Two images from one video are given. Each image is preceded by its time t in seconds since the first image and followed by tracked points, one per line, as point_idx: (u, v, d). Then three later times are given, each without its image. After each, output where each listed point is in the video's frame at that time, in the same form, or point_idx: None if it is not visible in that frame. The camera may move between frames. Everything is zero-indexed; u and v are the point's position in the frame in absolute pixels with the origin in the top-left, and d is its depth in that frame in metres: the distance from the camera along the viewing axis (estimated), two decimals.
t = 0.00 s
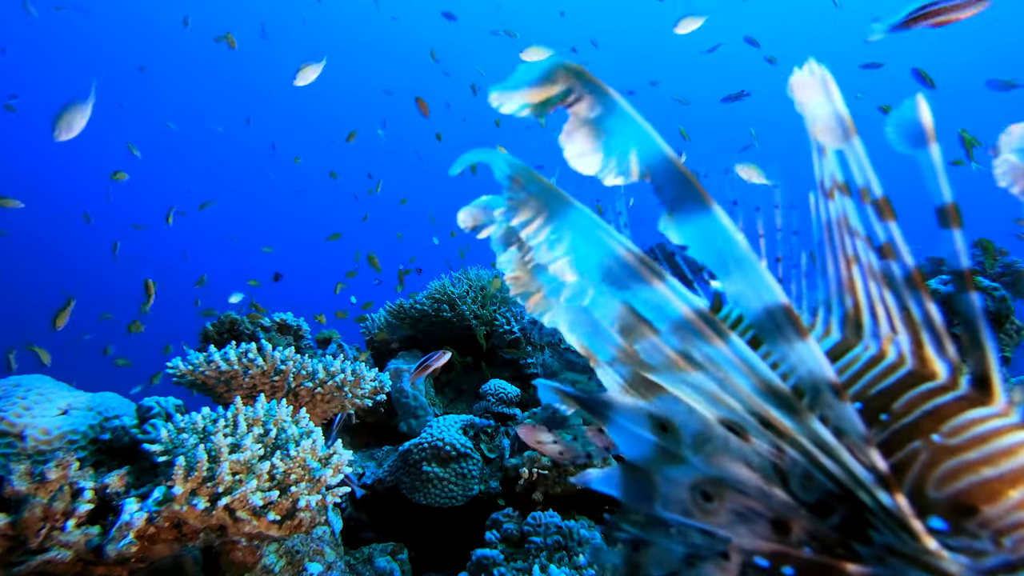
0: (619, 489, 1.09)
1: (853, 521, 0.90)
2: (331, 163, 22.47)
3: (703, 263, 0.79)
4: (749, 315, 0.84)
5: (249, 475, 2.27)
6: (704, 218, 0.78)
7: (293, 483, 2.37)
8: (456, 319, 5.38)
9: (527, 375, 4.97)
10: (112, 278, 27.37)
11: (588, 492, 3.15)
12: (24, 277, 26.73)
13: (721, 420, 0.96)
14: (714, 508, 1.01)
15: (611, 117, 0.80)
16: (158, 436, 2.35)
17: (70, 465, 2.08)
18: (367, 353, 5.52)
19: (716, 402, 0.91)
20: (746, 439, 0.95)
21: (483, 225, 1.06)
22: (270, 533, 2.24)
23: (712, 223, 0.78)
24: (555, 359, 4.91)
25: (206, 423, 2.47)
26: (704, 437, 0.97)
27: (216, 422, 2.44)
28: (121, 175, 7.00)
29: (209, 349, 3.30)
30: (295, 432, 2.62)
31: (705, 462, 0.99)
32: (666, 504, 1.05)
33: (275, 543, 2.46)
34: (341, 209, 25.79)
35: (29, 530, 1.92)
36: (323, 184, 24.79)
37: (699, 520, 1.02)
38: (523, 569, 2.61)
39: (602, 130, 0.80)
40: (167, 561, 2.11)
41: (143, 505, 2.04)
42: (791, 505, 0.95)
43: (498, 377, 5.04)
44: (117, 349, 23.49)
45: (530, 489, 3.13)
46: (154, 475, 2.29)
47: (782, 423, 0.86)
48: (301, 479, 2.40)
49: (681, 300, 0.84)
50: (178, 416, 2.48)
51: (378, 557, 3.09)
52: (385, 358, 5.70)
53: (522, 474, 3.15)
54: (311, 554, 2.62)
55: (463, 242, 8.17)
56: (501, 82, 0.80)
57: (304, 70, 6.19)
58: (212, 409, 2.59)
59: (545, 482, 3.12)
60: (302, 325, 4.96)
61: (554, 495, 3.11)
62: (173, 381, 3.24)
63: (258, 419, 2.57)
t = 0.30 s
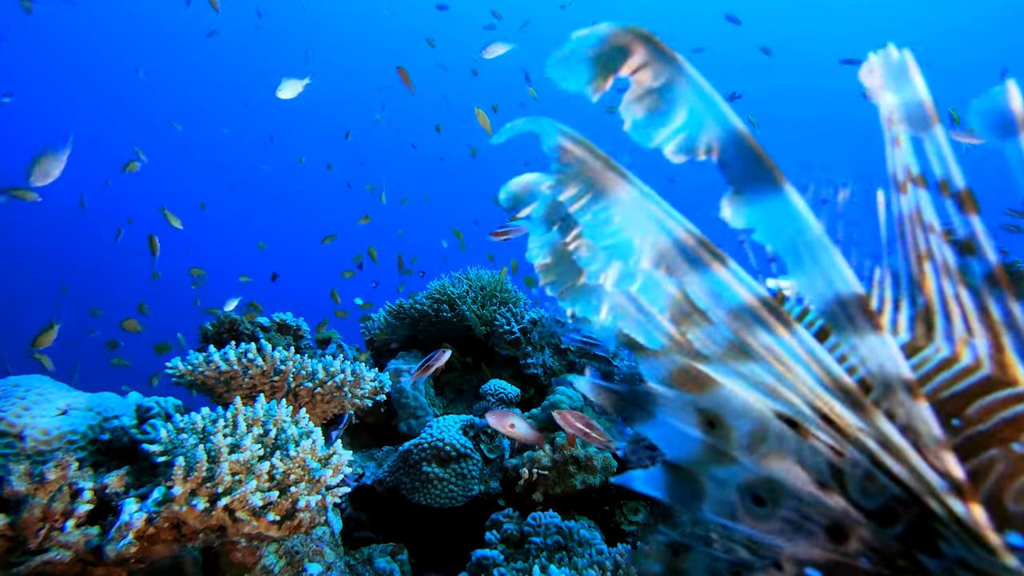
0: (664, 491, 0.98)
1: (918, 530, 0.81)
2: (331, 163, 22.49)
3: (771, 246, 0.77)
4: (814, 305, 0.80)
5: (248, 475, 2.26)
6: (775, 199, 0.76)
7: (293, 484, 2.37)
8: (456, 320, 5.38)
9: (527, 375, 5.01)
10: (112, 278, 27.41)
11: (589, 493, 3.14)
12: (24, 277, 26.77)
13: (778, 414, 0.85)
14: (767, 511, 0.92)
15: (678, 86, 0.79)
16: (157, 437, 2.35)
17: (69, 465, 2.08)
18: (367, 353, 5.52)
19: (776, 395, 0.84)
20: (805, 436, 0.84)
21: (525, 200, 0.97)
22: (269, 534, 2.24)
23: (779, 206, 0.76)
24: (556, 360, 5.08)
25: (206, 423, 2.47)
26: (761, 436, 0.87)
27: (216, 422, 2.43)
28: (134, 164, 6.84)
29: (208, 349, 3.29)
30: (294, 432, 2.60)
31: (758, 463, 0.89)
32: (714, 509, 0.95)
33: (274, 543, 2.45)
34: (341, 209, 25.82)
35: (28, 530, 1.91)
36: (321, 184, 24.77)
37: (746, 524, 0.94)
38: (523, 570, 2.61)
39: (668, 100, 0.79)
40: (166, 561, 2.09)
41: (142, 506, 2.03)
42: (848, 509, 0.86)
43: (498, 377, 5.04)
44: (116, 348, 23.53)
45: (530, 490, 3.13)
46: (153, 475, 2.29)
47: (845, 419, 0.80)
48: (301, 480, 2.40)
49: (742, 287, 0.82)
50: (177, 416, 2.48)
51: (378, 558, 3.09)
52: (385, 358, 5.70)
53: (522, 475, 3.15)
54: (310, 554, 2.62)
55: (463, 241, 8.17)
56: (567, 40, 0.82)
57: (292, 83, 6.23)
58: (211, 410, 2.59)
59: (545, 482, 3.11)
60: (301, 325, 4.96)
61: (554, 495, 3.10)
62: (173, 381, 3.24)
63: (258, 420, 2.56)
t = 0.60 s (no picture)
0: (732, 482, 1.00)
1: (1016, 562, 0.73)
2: (331, 163, 22.52)
3: (867, 243, 0.74)
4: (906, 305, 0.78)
5: (248, 476, 2.25)
6: (878, 193, 0.73)
7: (293, 484, 2.36)
8: (456, 319, 5.37)
9: (528, 375, 5.02)
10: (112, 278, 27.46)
11: (589, 493, 3.13)
12: (24, 276, 26.78)
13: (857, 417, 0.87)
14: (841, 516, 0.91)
15: (777, 61, 0.74)
16: (157, 437, 2.34)
17: (69, 465, 2.08)
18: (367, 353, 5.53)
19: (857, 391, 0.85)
20: (891, 444, 0.84)
21: (602, 166, 0.98)
22: (269, 534, 2.23)
23: (875, 198, 0.73)
24: (556, 360, 5.11)
25: (205, 423, 2.47)
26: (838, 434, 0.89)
27: (215, 422, 2.43)
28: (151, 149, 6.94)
29: (208, 349, 3.28)
30: (293, 433, 2.60)
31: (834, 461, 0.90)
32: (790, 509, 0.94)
33: (274, 544, 2.45)
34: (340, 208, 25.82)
35: (27, 531, 1.91)
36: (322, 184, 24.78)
37: (818, 530, 0.92)
38: (523, 570, 2.60)
39: (761, 76, 0.74)
40: (166, 561, 2.08)
41: (142, 506, 2.03)
42: (930, 531, 0.81)
43: (499, 377, 5.05)
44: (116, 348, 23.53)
45: (530, 490, 3.12)
46: (152, 475, 2.29)
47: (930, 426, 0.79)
48: (301, 481, 2.39)
49: (826, 284, 0.81)
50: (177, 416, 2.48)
51: (378, 558, 3.09)
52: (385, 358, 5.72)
53: (522, 475, 3.14)
54: (310, 555, 2.62)
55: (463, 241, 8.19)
56: (654, 4, 0.81)
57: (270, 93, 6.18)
58: (211, 410, 2.58)
59: (545, 482, 3.10)
60: (300, 325, 4.96)
61: (554, 496, 3.09)
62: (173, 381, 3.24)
63: (257, 420, 2.56)
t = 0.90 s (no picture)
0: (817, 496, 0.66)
1: None
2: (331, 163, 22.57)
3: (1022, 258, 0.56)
4: None
5: (247, 476, 2.25)
6: None
7: (293, 484, 2.36)
8: (456, 319, 5.40)
9: (528, 375, 5.04)
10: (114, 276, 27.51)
11: (589, 494, 3.11)
12: (24, 275, 26.82)
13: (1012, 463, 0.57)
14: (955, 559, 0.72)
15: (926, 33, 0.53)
16: (156, 437, 2.34)
17: (68, 466, 2.07)
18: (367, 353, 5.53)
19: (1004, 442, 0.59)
20: None
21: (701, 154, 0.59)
22: (268, 535, 2.23)
23: None
24: (556, 360, 5.13)
25: (205, 424, 2.47)
26: (956, 459, 0.55)
27: (214, 422, 2.43)
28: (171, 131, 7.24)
29: (208, 349, 3.27)
30: (292, 433, 2.59)
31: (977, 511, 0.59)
32: (875, 527, 0.62)
33: (273, 544, 2.44)
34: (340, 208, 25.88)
35: (26, 531, 1.91)
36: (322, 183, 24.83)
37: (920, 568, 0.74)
38: (523, 570, 2.60)
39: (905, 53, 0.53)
40: (165, 562, 2.08)
41: (141, 507, 2.03)
42: None
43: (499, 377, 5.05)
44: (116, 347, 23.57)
45: (530, 490, 3.12)
46: (151, 476, 2.28)
47: None
48: (300, 481, 2.38)
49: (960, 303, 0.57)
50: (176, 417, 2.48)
51: (378, 558, 3.08)
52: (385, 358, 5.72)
53: (522, 475, 3.13)
54: (310, 556, 2.62)
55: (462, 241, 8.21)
56: None
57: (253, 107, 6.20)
58: (210, 410, 2.58)
59: (545, 483, 3.10)
60: (300, 325, 4.95)
61: (554, 496, 3.09)
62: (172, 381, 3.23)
63: (257, 420, 2.55)
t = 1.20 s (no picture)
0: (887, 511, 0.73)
1: None
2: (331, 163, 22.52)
3: None
4: None
5: (247, 476, 2.24)
6: None
7: (292, 485, 2.35)
8: (456, 319, 5.40)
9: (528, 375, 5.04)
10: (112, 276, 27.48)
11: (589, 494, 3.10)
12: (24, 275, 26.80)
13: None
14: None
15: None
16: (156, 438, 2.34)
17: (68, 466, 2.07)
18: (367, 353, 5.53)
19: None
20: None
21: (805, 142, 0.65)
22: (268, 535, 2.22)
23: None
24: (555, 360, 5.14)
25: (204, 424, 2.46)
26: None
27: (214, 422, 2.42)
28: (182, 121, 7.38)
29: (207, 349, 3.26)
30: (293, 434, 2.58)
31: None
32: (961, 562, 0.65)
33: (273, 545, 2.44)
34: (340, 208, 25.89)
35: (26, 531, 1.90)
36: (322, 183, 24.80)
37: None
38: (523, 571, 2.59)
39: None
40: (165, 562, 2.08)
41: (141, 507, 2.02)
42: None
43: (499, 377, 5.05)
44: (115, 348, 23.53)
45: (530, 490, 3.11)
46: (151, 476, 2.28)
47: None
48: (300, 482, 2.38)
49: None
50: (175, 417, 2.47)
51: (378, 559, 3.07)
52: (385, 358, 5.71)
53: (522, 476, 3.13)
54: (310, 556, 2.61)
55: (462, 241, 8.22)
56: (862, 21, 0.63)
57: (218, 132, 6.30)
58: (210, 410, 2.58)
59: (545, 483, 3.09)
60: (300, 325, 4.94)
61: (554, 497, 3.08)
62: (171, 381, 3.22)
63: (256, 421, 2.55)
